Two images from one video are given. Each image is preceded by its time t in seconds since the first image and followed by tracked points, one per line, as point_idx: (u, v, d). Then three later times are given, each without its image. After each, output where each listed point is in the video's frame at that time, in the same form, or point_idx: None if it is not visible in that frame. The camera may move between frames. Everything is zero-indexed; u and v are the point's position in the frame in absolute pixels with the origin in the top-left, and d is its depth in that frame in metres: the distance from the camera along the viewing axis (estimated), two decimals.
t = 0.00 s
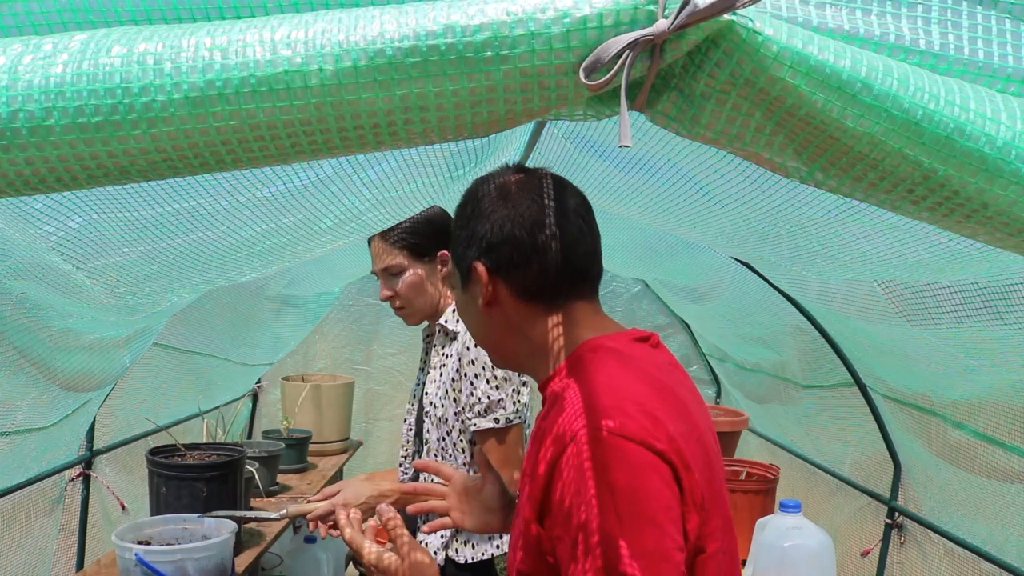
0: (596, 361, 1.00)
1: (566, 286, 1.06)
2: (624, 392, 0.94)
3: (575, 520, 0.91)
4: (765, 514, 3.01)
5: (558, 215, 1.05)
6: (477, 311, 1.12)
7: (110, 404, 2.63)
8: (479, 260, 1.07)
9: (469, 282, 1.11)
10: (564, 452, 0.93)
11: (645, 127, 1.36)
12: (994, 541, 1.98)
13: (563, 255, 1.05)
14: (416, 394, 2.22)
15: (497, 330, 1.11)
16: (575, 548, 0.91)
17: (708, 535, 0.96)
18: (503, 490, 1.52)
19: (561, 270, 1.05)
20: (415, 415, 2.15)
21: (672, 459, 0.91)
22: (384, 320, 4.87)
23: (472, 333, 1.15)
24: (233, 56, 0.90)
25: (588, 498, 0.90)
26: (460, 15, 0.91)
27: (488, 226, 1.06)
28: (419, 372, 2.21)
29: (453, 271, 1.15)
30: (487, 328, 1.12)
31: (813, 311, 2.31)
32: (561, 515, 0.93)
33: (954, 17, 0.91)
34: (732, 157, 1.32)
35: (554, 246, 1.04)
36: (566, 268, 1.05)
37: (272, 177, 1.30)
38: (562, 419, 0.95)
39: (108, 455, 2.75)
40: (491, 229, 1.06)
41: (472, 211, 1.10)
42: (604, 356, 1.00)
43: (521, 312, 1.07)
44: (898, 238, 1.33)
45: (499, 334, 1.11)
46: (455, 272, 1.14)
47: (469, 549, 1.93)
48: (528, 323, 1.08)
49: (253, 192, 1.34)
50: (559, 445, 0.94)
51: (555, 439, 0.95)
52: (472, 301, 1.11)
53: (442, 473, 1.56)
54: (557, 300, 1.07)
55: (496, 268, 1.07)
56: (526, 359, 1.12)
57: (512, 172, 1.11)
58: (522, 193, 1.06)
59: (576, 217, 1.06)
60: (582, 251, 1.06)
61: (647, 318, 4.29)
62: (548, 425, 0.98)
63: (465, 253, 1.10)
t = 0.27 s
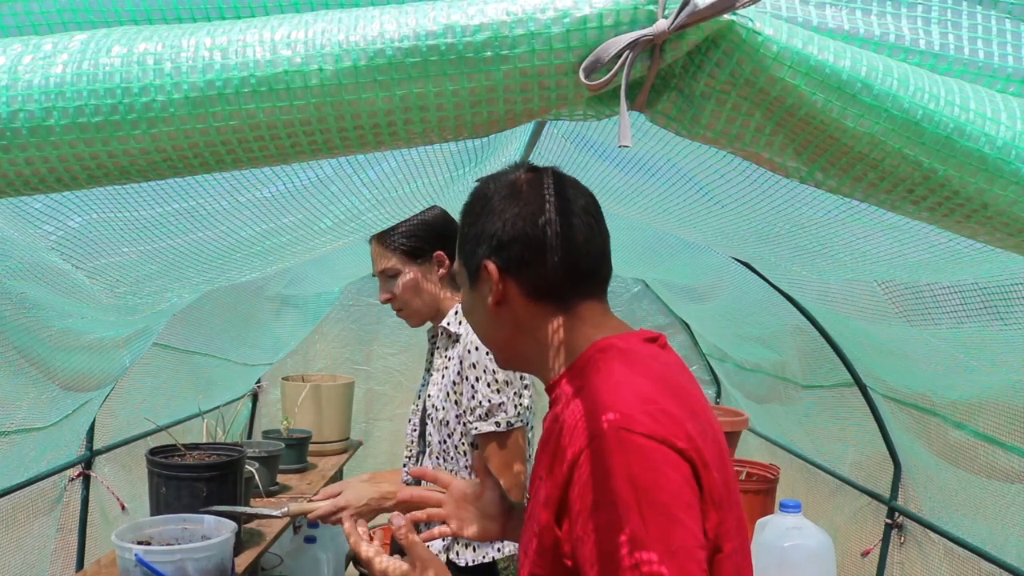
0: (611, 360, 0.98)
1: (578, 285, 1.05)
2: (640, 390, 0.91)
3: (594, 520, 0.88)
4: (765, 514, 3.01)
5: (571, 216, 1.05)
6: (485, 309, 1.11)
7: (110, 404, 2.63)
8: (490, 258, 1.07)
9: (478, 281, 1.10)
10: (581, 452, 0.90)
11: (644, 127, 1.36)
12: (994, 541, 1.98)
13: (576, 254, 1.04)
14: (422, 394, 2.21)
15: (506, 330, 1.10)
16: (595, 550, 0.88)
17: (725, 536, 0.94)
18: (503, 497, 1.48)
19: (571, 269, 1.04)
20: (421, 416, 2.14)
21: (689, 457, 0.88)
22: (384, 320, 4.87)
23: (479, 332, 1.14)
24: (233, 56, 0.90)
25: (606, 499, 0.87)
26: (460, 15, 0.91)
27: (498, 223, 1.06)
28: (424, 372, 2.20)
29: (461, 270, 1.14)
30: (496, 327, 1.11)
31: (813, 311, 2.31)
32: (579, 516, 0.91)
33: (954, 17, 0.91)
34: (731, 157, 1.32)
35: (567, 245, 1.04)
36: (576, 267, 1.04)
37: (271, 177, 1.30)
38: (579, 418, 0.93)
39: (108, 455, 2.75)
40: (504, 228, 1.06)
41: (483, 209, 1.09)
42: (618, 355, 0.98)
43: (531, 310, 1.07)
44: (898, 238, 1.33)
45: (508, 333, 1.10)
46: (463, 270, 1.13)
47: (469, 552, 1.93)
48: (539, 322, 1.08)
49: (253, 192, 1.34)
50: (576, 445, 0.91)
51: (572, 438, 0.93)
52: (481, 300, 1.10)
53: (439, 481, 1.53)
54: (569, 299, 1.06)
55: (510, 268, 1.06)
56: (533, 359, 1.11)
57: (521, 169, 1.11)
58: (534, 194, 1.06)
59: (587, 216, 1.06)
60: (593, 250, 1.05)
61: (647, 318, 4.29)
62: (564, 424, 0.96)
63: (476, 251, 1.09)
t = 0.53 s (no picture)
0: (635, 358, 0.94)
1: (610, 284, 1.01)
2: (668, 387, 0.87)
3: (622, 519, 0.82)
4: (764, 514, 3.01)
5: (609, 210, 0.99)
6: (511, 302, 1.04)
7: (110, 404, 2.63)
8: (523, 248, 0.99)
9: (503, 271, 1.03)
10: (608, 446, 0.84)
11: (644, 126, 1.36)
12: (995, 541, 1.98)
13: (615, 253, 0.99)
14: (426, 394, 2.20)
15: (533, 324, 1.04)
16: (623, 551, 0.82)
17: (746, 540, 0.91)
18: (505, 495, 1.47)
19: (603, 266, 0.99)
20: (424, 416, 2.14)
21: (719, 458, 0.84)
22: (384, 320, 4.87)
23: (499, 324, 1.07)
24: (233, 56, 0.90)
25: (638, 496, 0.81)
26: (460, 15, 0.91)
27: (531, 211, 0.99)
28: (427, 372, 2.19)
29: (485, 257, 1.06)
30: (522, 320, 1.04)
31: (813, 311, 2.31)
32: (604, 515, 0.84)
33: (954, 17, 0.91)
34: (731, 157, 1.32)
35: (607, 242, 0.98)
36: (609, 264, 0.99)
37: (271, 178, 1.30)
38: (603, 412, 0.88)
39: (107, 455, 2.75)
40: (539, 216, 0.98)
41: (513, 194, 1.02)
42: (640, 356, 0.94)
43: (560, 306, 1.01)
44: (898, 238, 1.33)
45: (535, 328, 1.04)
46: (487, 258, 1.05)
47: (470, 554, 1.93)
48: (570, 318, 1.02)
49: (253, 192, 1.34)
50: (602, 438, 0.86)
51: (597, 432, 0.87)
52: (508, 291, 1.03)
53: (440, 479, 1.53)
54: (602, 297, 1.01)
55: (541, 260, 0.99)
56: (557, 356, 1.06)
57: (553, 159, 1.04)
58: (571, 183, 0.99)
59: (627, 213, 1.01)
60: (626, 248, 1.00)
61: (647, 318, 4.29)
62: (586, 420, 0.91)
63: (505, 238, 1.02)
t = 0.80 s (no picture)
0: (695, 353, 0.98)
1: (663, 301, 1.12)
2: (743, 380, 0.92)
3: (717, 501, 0.83)
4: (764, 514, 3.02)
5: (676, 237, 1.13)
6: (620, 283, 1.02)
7: (110, 404, 2.63)
8: (649, 239, 1.04)
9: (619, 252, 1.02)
10: (704, 428, 0.85)
11: (644, 126, 1.36)
12: (994, 541, 1.98)
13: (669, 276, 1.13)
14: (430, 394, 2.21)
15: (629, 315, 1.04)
16: (717, 533, 0.82)
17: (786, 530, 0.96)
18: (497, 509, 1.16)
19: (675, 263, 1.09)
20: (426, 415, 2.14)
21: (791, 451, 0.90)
22: (385, 320, 4.87)
23: (596, 301, 1.01)
24: (233, 56, 0.90)
25: (739, 477, 0.83)
26: (460, 14, 0.90)
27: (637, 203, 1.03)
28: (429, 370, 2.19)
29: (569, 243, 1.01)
30: (625, 303, 1.02)
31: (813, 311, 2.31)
32: (691, 498, 0.85)
33: (953, 17, 0.91)
34: (731, 157, 1.32)
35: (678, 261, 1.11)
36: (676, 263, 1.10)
37: (272, 178, 1.30)
38: (689, 397, 0.89)
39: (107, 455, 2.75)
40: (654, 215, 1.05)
41: (626, 184, 1.04)
42: (703, 352, 0.97)
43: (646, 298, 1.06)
44: (898, 238, 1.33)
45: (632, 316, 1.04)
46: (605, 231, 1.01)
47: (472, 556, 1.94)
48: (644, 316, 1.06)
49: (253, 192, 1.35)
50: (694, 422, 0.87)
51: (685, 416, 0.88)
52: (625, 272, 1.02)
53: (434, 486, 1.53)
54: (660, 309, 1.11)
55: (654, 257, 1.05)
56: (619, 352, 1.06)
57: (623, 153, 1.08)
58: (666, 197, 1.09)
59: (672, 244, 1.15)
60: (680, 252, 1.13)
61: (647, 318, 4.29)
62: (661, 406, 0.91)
63: (628, 221, 1.02)
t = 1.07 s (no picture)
0: (739, 365, 1.06)
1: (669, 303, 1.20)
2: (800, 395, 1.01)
3: (819, 511, 0.90)
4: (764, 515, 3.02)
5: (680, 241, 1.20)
6: (680, 284, 1.05)
7: (111, 404, 2.63)
8: (699, 245, 1.09)
9: (684, 254, 1.05)
10: (800, 443, 0.92)
11: (644, 126, 1.37)
12: (994, 541, 1.98)
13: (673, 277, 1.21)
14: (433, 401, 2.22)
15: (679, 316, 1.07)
16: (822, 541, 0.90)
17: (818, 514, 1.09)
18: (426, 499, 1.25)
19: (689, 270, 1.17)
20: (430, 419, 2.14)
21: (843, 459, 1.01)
22: (385, 320, 4.87)
23: (660, 304, 1.02)
24: (233, 56, 0.90)
25: (830, 482, 0.91)
26: (459, 14, 0.90)
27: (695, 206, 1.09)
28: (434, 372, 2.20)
29: (650, 235, 1.01)
30: (680, 306, 1.06)
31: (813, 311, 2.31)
32: (792, 509, 0.92)
33: (953, 17, 0.91)
34: (730, 157, 1.33)
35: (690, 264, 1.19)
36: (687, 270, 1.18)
37: (273, 178, 1.30)
38: (772, 413, 0.96)
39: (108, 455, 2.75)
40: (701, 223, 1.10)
41: (684, 189, 1.08)
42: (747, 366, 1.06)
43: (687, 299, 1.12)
44: (898, 238, 1.33)
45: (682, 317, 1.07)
46: (675, 234, 1.03)
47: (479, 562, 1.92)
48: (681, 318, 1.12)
49: (254, 193, 1.35)
50: (787, 438, 0.93)
51: (774, 432, 0.95)
52: (682, 276, 1.05)
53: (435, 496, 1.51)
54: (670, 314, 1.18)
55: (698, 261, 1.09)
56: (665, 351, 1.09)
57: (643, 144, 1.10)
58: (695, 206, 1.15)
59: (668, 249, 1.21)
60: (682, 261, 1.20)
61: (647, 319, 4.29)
62: (739, 420, 0.97)
63: (691, 226, 1.05)
